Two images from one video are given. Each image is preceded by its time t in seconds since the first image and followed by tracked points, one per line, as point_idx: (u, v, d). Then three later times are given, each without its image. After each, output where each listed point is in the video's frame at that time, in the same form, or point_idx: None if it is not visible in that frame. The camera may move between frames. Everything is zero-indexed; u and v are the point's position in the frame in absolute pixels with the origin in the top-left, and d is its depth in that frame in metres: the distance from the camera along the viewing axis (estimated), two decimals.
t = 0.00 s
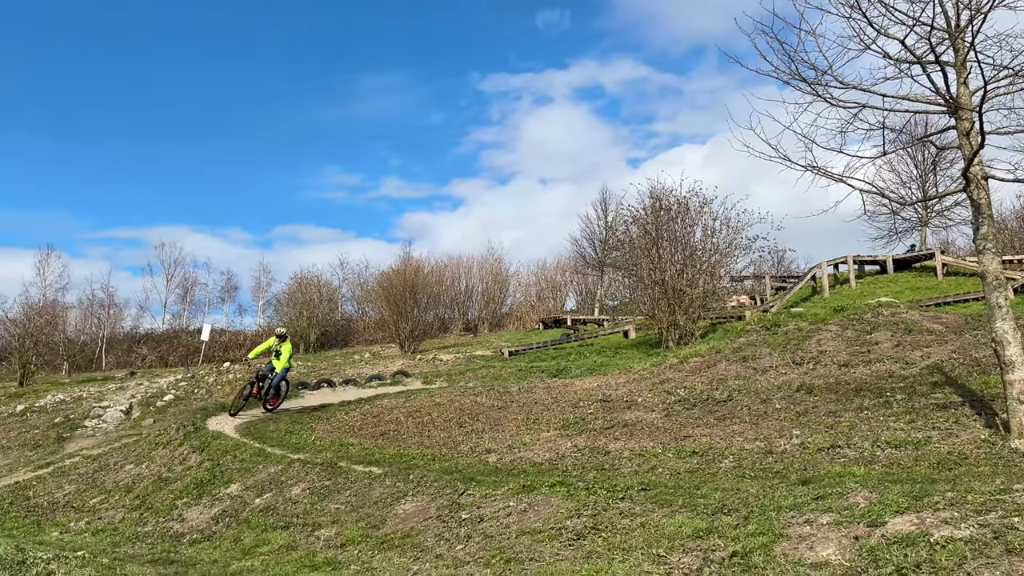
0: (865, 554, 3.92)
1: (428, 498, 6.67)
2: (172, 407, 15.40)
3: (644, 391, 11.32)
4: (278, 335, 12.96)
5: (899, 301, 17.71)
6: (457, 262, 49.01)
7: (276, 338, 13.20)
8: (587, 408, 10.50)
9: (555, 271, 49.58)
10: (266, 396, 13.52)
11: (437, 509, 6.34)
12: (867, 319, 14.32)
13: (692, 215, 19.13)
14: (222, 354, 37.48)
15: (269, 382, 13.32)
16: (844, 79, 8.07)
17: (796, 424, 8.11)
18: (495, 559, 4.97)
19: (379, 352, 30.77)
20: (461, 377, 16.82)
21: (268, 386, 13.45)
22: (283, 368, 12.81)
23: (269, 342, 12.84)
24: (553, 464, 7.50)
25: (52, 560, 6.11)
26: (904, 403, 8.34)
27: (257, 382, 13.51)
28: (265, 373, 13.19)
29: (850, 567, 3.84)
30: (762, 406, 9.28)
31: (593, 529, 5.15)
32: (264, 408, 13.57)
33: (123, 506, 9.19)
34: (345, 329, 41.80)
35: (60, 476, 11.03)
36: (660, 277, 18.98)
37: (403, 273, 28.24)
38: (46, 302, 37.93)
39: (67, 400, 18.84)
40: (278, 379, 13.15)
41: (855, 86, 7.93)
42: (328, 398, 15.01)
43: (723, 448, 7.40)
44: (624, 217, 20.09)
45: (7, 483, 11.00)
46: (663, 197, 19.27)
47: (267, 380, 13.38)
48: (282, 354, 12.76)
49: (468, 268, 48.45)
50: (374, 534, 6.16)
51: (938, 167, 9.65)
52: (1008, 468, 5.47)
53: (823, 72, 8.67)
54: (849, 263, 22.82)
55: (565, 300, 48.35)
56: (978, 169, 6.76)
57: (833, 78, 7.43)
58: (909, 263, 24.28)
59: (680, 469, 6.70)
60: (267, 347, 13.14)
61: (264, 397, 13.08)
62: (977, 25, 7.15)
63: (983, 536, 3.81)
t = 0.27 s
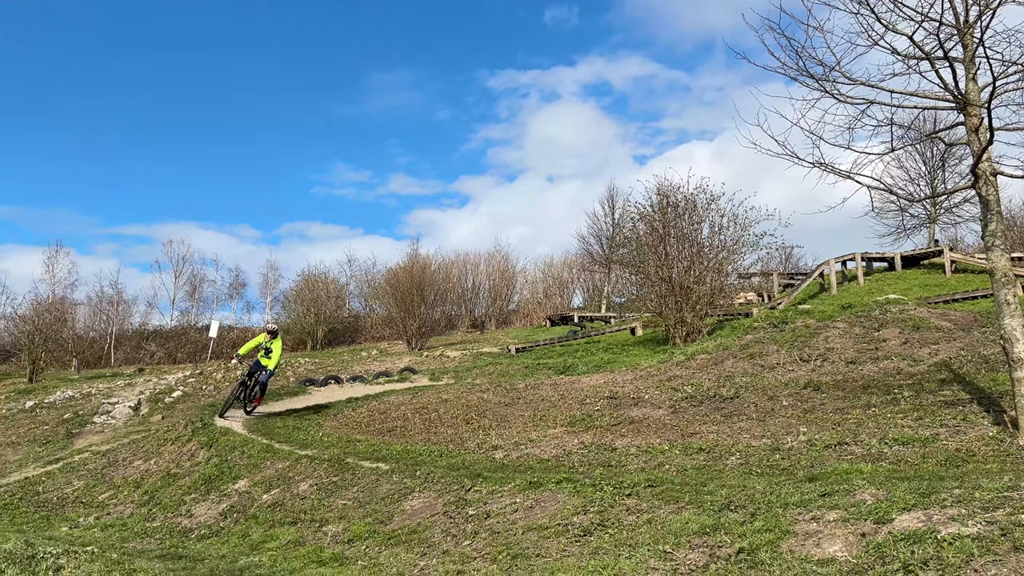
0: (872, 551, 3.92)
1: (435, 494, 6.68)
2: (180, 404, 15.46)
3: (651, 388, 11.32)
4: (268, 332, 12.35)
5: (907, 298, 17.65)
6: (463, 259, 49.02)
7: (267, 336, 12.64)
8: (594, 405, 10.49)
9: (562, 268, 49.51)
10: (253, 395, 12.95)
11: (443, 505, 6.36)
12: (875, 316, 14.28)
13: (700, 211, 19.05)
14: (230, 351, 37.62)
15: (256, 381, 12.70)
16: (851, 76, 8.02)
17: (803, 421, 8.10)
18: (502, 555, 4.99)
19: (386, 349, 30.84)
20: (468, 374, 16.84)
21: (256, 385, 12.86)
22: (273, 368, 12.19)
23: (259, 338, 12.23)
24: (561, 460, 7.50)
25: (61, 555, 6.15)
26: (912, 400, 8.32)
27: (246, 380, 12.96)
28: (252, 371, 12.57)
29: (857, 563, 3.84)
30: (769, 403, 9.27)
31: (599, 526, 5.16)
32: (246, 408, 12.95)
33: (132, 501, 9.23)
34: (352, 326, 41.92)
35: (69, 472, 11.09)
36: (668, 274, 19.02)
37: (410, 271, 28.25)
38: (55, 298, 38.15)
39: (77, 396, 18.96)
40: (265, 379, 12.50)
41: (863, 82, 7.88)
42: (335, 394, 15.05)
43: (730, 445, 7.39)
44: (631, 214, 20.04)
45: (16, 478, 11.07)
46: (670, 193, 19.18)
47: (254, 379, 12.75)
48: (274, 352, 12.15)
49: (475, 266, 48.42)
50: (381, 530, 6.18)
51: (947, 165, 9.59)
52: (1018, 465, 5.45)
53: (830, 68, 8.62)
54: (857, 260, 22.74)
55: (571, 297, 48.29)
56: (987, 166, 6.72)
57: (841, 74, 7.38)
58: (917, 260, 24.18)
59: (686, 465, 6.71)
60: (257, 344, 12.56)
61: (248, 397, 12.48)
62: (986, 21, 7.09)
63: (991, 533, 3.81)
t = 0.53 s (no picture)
0: (873, 549, 3.92)
1: (436, 491, 6.69)
2: (182, 400, 15.48)
3: (653, 385, 11.32)
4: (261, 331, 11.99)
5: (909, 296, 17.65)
6: (465, 257, 49.01)
7: (261, 333, 12.41)
8: (595, 402, 10.49)
9: (563, 266, 49.46)
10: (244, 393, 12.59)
11: (445, 502, 6.36)
12: (876, 314, 14.28)
13: (701, 209, 19.03)
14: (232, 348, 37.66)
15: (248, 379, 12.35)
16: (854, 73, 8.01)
17: (804, 419, 8.10)
18: (503, 552, 4.99)
19: (388, 346, 30.86)
20: (470, 371, 16.84)
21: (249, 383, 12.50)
22: (266, 365, 11.83)
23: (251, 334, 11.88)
24: (562, 457, 7.50)
25: (64, 551, 6.16)
26: (913, 398, 8.32)
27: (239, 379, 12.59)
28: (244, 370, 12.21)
29: (858, 561, 3.84)
30: (771, 401, 9.27)
31: (600, 523, 5.16)
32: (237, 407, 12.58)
33: (134, 498, 9.24)
34: (354, 324, 41.94)
35: (72, 468, 11.11)
36: (670, 272, 19.04)
37: (411, 268, 28.24)
38: (57, 295, 38.18)
39: (78, 393, 18.98)
40: (259, 377, 12.15)
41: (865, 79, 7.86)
42: (337, 391, 15.06)
43: (731, 442, 7.39)
44: (632, 211, 20.02)
45: (18, 475, 11.09)
46: (672, 191, 19.16)
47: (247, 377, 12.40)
48: (267, 348, 11.78)
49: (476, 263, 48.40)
50: (382, 526, 6.19)
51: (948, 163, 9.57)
52: (1020, 463, 5.45)
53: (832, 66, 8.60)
54: (859, 258, 22.72)
55: (573, 295, 48.25)
56: (989, 163, 6.71)
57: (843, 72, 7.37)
58: (919, 258, 24.15)
59: (688, 462, 6.71)
60: (248, 341, 12.29)
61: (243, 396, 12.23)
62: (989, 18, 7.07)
63: (992, 531, 3.81)
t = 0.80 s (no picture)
0: (869, 547, 3.93)
1: (433, 489, 6.69)
2: (179, 398, 15.46)
3: (650, 384, 11.34)
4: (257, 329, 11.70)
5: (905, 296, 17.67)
6: (463, 255, 49.05)
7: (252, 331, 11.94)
8: (593, 400, 10.51)
9: (561, 264, 49.49)
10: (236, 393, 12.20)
11: (442, 500, 6.36)
12: (873, 313, 14.30)
13: (699, 208, 19.06)
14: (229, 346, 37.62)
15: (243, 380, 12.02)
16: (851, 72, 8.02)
17: (801, 417, 8.12)
18: (499, 550, 4.99)
19: (385, 344, 30.86)
20: (467, 369, 16.85)
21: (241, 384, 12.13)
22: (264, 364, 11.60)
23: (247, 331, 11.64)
24: (559, 456, 7.51)
25: (60, 548, 6.15)
26: (910, 397, 8.33)
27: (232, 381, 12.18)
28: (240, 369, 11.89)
29: (854, 559, 3.85)
30: (768, 400, 9.28)
31: (597, 521, 5.16)
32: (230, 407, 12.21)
33: (130, 496, 9.23)
34: (351, 322, 41.91)
35: (68, 466, 11.10)
36: (667, 271, 19.02)
37: (409, 266, 28.22)
38: (55, 292, 38.15)
39: (75, 390, 18.98)
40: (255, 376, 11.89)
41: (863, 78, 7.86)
42: (334, 389, 15.05)
43: (727, 441, 7.40)
44: (630, 210, 20.03)
45: (15, 472, 11.07)
46: (669, 190, 19.18)
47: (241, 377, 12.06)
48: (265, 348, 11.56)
49: (474, 261, 48.41)
50: (379, 524, 6.18)
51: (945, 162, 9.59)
52: (1015, 462, 5.47)
53: (830, 64, 8.61)
54: (856, 257, 22.75)
55: (571, 293, 48.29)
56: (986, 163, 6.72)
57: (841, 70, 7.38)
58: (916, 258, 24.20)
59: (685, 461, 6.72)
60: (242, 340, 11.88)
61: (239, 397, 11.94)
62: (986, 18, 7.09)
63: (988, 530, 3.81)
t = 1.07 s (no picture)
0: (860, 545, 3.94)
1: (426, 487, 6.69)
2: (172, 395, 15.42)
3: (644, 382, 11.36)
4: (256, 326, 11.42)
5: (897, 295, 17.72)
6: (457, 253, 49.09)
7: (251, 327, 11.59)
8: (586, 399, 10.52)
9: (555, 262, 49.55)
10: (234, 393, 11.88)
11: (435, 498, 6.36)
12: (866, 312, 14.35)
13: (693, 207, 19.10)
14: (223, 343, 37.54)
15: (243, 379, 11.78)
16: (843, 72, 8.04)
17: (793, 416, 8.14)
18: (492, 548, 4.99)
19: (379, 342, 30.85)
20: (460, 367, 16.86)
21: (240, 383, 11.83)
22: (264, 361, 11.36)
23: (245, 326, 11.42)
24: (553, 454, 7.51)
25: (52, 545, 6.14)
26: (902, 396, 8.36)
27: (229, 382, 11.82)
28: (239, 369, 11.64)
29: (845, 557, 3.86)
30: (761, 398, 9.31)
31: (590, 519, 5.17)
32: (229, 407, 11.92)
33: (123, 493, 9.20)
34: (345, 319, 41.86)
35: (60, 463, 11.06)
36: (661, 270, 19.04)
37: (403, 264, 28.20)
38: (47, 289, 37.96)
39: (67, 387, 18.89)
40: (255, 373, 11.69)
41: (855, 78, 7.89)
42: (328, 387, 15.04)
43: (721, 439, 7.42)
44: (624, 208, 20.07)
45: (6, 469, 11.03)
46: (663, 189, 19.22)
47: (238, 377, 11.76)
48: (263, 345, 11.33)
49: (468, 260, 48.62)
50: (372, 522, 6.18)
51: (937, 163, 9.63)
52: (1006, 461, 5.49)
53: (823, 64, 8.62)
54: (849, 256, 22.81)
55: (564, 292, 48.36)
56: (978, 163, 6.74)
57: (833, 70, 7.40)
58: (909, 257, 24.29)
59: (678, 459, 6.73)
60: (240, 337, 11.55)
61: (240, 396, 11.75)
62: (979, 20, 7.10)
63: (978, 528, 3.83)
